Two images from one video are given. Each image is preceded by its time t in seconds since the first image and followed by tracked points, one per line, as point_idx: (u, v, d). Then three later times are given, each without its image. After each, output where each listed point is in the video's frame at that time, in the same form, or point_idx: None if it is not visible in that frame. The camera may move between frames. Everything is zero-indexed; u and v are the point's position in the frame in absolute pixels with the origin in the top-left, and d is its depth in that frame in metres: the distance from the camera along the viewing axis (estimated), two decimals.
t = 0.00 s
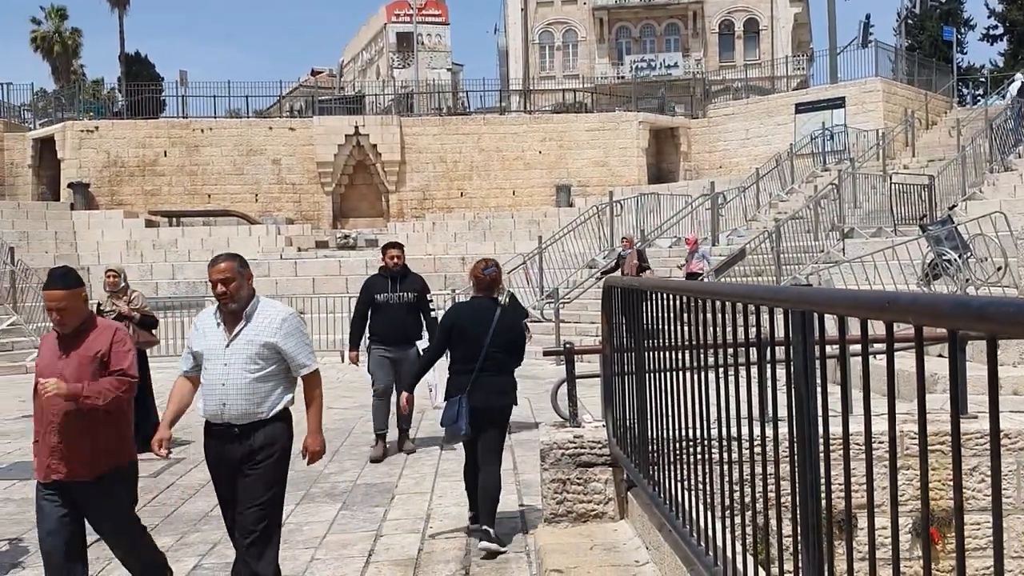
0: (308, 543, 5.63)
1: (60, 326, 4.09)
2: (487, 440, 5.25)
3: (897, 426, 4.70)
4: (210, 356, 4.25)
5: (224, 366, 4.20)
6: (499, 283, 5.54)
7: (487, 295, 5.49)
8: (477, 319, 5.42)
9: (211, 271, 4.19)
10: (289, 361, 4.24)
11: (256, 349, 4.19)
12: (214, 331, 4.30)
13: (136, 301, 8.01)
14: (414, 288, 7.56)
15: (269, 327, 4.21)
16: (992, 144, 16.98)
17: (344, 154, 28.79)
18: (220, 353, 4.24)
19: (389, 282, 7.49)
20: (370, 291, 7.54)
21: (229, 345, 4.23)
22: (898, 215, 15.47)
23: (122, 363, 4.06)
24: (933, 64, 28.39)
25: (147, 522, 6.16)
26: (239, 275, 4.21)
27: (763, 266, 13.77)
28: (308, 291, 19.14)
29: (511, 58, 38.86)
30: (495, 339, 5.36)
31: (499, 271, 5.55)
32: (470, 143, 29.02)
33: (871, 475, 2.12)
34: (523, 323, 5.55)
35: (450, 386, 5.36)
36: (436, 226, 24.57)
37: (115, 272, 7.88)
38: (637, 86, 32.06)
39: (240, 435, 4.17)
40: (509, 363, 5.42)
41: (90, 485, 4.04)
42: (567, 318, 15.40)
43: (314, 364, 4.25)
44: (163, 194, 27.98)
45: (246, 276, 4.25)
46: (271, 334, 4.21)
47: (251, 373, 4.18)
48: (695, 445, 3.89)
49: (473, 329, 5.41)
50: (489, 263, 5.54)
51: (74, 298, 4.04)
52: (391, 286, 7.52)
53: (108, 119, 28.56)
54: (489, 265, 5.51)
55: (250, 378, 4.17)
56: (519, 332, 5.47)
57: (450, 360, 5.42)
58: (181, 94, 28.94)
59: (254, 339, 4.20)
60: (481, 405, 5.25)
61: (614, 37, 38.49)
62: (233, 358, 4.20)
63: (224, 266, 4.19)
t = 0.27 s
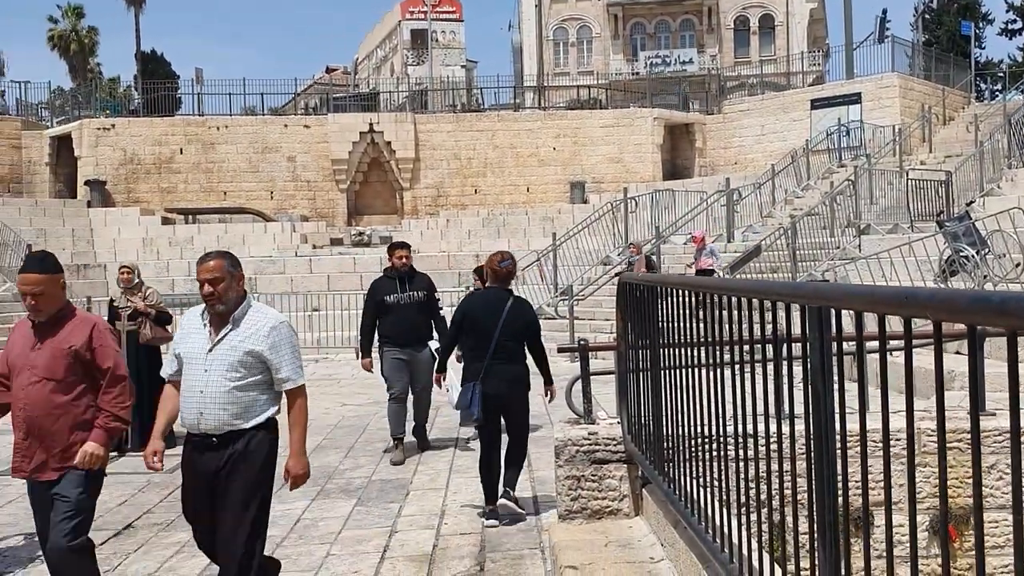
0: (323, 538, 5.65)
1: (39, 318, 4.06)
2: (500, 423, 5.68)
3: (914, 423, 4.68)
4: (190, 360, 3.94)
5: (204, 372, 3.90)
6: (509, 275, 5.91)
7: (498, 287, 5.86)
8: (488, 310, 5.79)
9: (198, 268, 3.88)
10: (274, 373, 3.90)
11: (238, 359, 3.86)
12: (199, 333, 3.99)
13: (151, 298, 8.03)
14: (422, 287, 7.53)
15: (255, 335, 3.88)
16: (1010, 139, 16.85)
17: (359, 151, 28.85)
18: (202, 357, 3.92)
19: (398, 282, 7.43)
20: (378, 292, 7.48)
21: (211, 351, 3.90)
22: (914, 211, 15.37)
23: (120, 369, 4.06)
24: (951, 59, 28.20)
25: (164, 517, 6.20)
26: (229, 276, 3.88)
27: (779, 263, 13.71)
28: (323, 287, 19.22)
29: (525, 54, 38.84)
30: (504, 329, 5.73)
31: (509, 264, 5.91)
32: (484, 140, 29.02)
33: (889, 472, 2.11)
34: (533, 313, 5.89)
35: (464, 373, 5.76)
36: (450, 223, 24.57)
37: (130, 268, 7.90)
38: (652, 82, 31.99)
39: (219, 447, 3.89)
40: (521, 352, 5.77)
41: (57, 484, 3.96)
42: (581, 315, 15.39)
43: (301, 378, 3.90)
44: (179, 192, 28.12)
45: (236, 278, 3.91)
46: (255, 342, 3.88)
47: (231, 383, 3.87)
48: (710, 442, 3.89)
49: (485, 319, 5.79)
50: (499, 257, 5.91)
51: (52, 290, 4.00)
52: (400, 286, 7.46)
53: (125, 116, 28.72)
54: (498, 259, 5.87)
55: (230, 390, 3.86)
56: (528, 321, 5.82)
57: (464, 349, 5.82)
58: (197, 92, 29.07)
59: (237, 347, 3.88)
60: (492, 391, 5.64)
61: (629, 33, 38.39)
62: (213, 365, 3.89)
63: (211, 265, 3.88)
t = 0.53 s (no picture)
0: (333, 534, 5.67)
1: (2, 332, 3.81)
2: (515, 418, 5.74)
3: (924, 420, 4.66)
4: (159, 366, 3.71)
5: (171, 377, 3.66)
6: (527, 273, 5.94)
7: (516, 284, 5.91)
8: (506, 307, 5.84)
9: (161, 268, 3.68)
10: (245, 371, 3.65)
11: (207, 358, 3.63)
12: (167, 334, 3.76)
13: (158, 293, 8.07)
14: (429, 282, 7.50)
15: (224, 331, 3.66)
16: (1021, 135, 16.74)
17: (367, 148, 28.86)
18: (170, 359, 3.69)
19: (406, 278, 7.35)
20: (385, 287, 7.39)
21: (178, 352, 3.68)
22: (924, 208, 15.30)
23: (99, 391, 3.82)
24: (961, 54, 28.06)
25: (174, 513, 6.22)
26: (195, 268, 3.68)
27: (788, 260, 13.68)
28: (332, 284, 19.24)
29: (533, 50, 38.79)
30: (522, 325, 5.76)
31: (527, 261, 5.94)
32: (492, 137, 28.99)
33: (897, 469, 2.10)
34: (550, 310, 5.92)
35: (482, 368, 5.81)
36: (458, 220, 24.55)
37: (137, 264, 7.95)
38: (660, 79, 31.92)
39: (198, 456, 3.62)
40: (537, 347, 5.82)
41: (23, 511, 3.74)
42: (591, 312, 15.37)
43: (275, 375, 3.64)
44: (188, 189, 28.17)
45: (203, 273, 3.70)
46: (226, 339, 3.64)
47: (201, 385, 3.63)
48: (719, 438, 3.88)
49: (503, 316, 5.82)
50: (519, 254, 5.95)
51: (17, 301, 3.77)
52: (408, 281, 7.39)
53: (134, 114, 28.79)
54: (518, 257, 5.92)
55: (200, 392, 3.62)
56: (545, 318, 5.84)
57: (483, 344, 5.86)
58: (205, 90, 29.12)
59: (206, 344, 3.64)
60: (510, 386, 5.69)
61: (637, 29, 38.29)
62: (182, 369, 3.65)
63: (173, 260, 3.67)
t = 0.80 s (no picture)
0: (340, 530, 5.68)
1: None
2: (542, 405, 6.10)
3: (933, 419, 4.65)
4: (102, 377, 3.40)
5: (116, 390, 3.34)
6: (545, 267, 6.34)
7: (536, 278, 6.32)
8: (527, 300, 6.24)
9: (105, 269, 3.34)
10: (195, 382, 3.31)
11: (153, 368, 3.31)
12: (110, 343, 3.43)
13: (168, 290, 8.10)
14: (446, 282, 7.27)
15: (171, 339, 3.32)
16: None
17: (375, 145, 28.90)
18: (113, 371, 3.37)
19: (422, 278, 7.13)
20: (400, 286, 7.16)
21: (122, 363, 3.35)
22: (933, 205, 15.26)
23: (54, 387, 3.58)
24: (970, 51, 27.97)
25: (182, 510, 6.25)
26: (139, 271, 3.34)
27: (796, 257, 13.66)
28: (339, 281, 19.27)
29: (540, 48, 38.79)
30: (543, 316, 6.16)
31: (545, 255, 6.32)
32: (500, 134, 29.00)
33: (906, 468, 2.09)
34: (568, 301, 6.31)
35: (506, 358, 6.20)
36: (465, 217, 24.55)
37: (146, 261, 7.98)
38: (668, 76, 31.88)
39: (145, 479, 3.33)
40: (558, 336, 6.21)
41: None
42: (597, 309, 15.38)
43: (226, 389, 3.31)
44: (196, 186, 28.24)
45: (148, 274, 3.37)
46: (173, 347, 3.32)
47: (149, 398, 3.32)
48: (728, 436, 3.87)
49: (524, 308, 6.22)
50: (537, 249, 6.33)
51: None
52: (424, 281, 7.18)
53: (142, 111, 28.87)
54: (536, 252, 6.30)
55: (147, 406, 3.31)
56: (563, 307, 6.23)
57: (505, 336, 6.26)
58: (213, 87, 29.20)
59: (151, 353, 3.32)
60: (534, 373, 6.09)
61: (645, 27, 38.24)
62: (126, 381, 3.33)
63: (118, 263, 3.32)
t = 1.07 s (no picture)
0: (346, 526, 5.69)
1: None
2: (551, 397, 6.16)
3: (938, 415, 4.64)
4: (50, 380, 3.19)
5: (67, 392, 3.14)
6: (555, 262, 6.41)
7: (546, 273, 6.37)
8: (538, 294, 6.29)
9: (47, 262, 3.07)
10: (154, 383, 3.14)
11: (108, 370, 3.12)
12: (56, 342, 3.21)
13: (172, 285, 8.11)
14: (465, 279, 7.17)
15: (127, 338, 3.12)
16: None
17: (379, 141, 28.90)
18: (61, 372, 3.17)
19: (441, 272, 7.02)
20: (418, 279, 7.07)
21: (73, 363, 3.15)
22: (938, 201, 15.22)
23: None
24: (976, 47, 27.88)
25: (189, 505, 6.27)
26: (86, 265, 3.10)
27: (801, 253, 13.63)
28: (344, 278, 19.28)
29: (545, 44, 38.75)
30: (553, 310, 6.22)
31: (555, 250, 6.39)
32: (504, 130, 28.98)
33: (912, 464, 2.09)
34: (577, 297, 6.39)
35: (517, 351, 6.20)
36: (470, 213, 24.53)
37: (151, 257, 7.97)
38: (672, 72, 31.83)
39: (98, 486, 3.18)
40: (567, 330, 6.27)
41: None
42: (602, 305, 15.38)
43: (193, 387, 3.18)
44: (201, 182, 28.27)
45: (94, 268, 3.13)
46: (125, 346, 3.12)
47: (101, 402, 3.15)
48: (733, 432, 3.86)
49: (535, 302, 6.26)
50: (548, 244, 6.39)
51: None
52: (443, 275, 7.06)
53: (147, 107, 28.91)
54: (547, 247, 6.36)
55: (102, 408, 3.14)
56: (573, 303, 6.32)
57: (516, 329, 6.26)
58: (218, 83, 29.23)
59: (107, 354, 3.12)
60: (545, 366, 6.10)
61: (649, 22, 38.16)
62: (77, 383, 3.13)
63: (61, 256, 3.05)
